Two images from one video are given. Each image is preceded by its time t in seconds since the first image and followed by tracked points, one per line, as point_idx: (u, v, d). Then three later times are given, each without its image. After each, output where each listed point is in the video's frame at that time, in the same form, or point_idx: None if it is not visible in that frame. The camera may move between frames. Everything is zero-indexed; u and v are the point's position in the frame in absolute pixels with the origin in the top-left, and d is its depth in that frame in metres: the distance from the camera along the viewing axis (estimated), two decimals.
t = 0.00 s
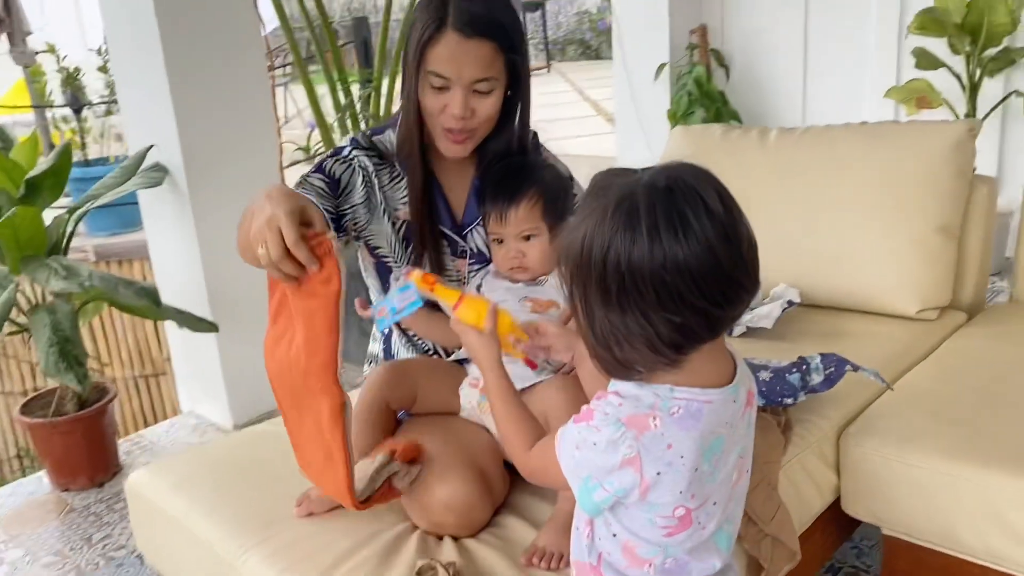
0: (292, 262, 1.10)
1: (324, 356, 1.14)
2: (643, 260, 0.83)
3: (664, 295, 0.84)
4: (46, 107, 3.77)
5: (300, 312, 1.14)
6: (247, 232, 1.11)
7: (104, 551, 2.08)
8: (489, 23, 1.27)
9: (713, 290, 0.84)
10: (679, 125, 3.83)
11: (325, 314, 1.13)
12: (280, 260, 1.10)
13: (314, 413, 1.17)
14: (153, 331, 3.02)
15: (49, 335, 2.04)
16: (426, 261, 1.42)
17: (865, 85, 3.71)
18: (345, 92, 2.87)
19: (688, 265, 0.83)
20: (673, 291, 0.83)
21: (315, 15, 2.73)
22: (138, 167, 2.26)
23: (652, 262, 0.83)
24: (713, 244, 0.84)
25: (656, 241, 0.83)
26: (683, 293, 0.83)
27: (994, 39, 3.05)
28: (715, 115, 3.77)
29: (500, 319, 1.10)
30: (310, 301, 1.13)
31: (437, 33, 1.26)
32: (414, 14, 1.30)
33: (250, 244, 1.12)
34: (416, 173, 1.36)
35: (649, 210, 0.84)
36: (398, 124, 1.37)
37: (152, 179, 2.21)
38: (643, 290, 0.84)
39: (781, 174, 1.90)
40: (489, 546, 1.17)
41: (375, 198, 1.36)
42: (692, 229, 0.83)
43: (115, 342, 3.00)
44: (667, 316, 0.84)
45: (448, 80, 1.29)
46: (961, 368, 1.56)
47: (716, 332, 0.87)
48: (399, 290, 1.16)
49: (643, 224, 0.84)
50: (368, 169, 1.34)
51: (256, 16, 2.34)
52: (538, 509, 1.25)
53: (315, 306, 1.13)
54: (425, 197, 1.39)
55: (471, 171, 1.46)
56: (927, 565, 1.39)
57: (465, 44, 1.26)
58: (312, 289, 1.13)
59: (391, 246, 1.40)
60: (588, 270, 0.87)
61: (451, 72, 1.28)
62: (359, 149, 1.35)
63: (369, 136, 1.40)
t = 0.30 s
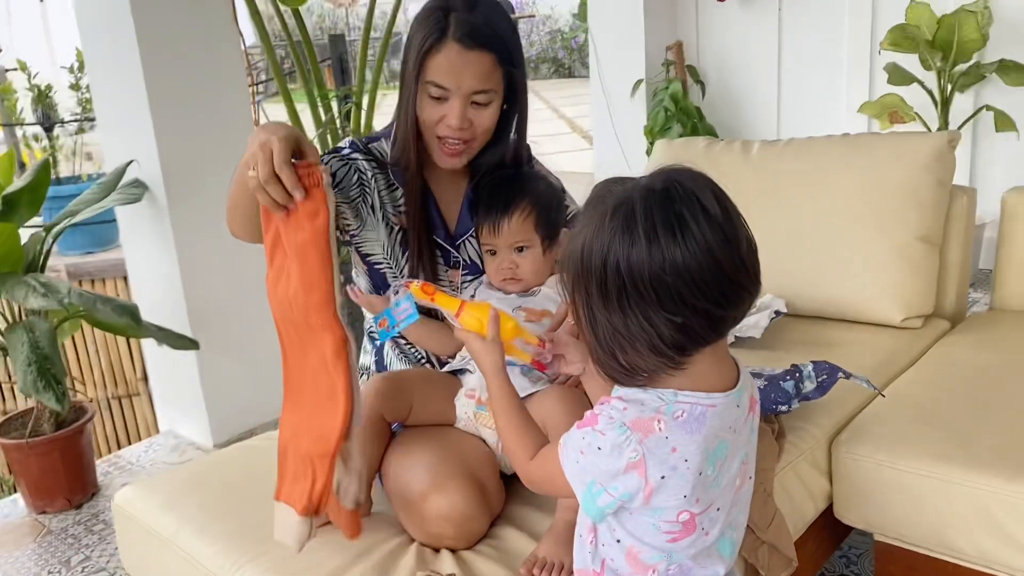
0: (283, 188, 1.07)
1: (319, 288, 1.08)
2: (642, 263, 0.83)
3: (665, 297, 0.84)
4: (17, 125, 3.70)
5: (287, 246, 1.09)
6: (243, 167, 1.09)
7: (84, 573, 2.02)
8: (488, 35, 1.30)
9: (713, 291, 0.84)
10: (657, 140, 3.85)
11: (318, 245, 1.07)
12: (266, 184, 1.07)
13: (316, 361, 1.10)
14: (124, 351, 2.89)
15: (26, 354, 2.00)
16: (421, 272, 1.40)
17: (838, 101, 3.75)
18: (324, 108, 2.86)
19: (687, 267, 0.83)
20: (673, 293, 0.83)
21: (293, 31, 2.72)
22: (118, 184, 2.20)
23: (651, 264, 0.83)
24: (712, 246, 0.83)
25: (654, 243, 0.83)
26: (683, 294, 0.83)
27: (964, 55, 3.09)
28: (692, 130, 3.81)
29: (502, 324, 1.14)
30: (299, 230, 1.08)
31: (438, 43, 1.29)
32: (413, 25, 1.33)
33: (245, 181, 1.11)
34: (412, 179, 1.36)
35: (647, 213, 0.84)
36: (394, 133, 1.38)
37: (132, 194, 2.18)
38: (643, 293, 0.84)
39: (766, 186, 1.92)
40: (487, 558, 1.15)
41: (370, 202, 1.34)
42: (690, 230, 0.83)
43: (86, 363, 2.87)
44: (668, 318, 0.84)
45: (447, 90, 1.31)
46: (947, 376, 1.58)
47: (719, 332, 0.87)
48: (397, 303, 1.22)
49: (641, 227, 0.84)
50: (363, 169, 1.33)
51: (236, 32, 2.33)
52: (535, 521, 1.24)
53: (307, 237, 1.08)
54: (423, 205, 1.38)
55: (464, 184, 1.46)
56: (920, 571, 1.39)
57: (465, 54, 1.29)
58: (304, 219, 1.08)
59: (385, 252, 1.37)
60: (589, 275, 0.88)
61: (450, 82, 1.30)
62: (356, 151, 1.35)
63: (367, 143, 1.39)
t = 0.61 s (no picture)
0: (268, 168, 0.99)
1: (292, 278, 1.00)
2: (645, 266, 0.84)
3: (668, 300, 0.84)
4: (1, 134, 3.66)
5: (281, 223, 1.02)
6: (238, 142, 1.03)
7: None
8: (483, 39, 1.32)
9: (716, 292, 0.85)
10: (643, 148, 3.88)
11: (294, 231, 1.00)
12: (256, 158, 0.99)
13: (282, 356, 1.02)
14: (112, 361, 2.86)
15: (16, 364, 1.99)
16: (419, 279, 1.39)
17: (822, 109, 3.77)
18: (314, 117, 2.86)
19: (689, 269, 0.83)
20: (677, 295, 0.84)
21: (283, 40, 2.72)
22: (107, 193, 2.18)
23: (653, 267, 0.84)
24: (712, 247, 0.84)
25: (656, 246, 0.84)
26: (687, 296, 0.84)
27: (947, 62, 3.11)
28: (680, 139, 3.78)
29: (505, 326, 1.07)
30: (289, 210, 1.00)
31: (433, 48, 1.30)
32: (407, 32, 1.34)
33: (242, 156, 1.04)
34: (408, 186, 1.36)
35: (647, 217, 0.85)
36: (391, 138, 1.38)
37: (123, 203, 2.17)
38: (646, 296, 0.85)
39: (758, 192, 1.93)
40: (488, 564, 1.15)
41: (367, 206, 1.31)
42: (691, 232, 0.84)
43: (72, 374, 2.84)
44: (673, 320, 0.85)
45: (442, 94, 1.32)
46: (941, 378, 1.60)
47: (722, 333, 0.88)
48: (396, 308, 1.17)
49: (641, 231, 0.84)
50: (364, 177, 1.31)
51: (227, 39, 2.32)
52: (534, 526, 1.24)
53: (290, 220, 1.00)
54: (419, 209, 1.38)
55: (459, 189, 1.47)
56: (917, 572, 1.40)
57: (460, 59, 1.30)
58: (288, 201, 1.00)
59: (383, 259, 1.36)
60: (591, 281, 0.88)
61: (446, 86, 1.31)
62: (356, 157, 1.33)
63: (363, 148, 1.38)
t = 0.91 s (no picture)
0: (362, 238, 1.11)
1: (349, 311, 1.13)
2: (653, 274, 0.84)
3: (676, 307, 0.84)
4: None
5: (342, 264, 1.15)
6: (307, 183, 1.13)
7: None
8: (473, 40, 1.32)
9: (723, 297, 0.85)
10: (634, 152, 3.83)
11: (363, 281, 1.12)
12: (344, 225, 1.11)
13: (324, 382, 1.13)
14: (101, 367, 2.84)
15: (6, 371, 1.96)
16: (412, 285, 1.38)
17: (813, 113, 3.78)
18: (305, 121, 2.85)
19: (696, 275, 0.84)
20: (685, 302, 0.84)
21: (273, 44, 2.71)
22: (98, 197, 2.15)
23: (661, 274, 0.84)
24: (719, 253, 0.84)
25: (664, 253, 0.83)
26: (695, 303, 0.84)
27: (936, 67, 3.13)
28: (669, 143, 3.79)
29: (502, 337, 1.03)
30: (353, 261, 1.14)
31: (424, 51, 1.29)
32: (395, 37, 1.33)
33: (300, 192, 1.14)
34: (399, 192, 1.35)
35: (653, 223, 0.85)
36: (382, 143, 1.36)
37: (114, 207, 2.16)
38: (654, 304, 0.85)
39: (751, 196, 1.93)
40: (486, 570, 1.15)
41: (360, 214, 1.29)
42: (698, 239, 0.84)
43: (61, 380, 2.81)
44: (681, 328, 0.85)
45: (435, 97, 1.31)
46: (935, 381, 1.60)
47: (729, 338, 0.88)
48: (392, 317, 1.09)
49: (649, 238, 0.84)
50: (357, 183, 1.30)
51: (217, 43, 2.30)
52: (532, 532, 1.24)
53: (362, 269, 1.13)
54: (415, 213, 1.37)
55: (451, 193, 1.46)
56: None
57: (452, 59, 1.29)
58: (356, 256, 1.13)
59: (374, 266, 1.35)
60: (597, 288, 0.88)
61: (439, 89, 1.30)
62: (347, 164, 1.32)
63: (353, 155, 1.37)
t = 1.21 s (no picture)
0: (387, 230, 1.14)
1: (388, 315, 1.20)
2: (656, 277, 0.83)
3: (679, 311, 0.83)
4: None
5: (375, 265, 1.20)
6: (321, 170, 1.15)
7: None
8: (459, 39, 1.30)
9: (725, 300, 0.85)
10: (624, 152, 3.82)
11: (404, 288, 1.18)
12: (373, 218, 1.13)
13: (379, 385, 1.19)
14: (87, 370, 2.80)
15: None
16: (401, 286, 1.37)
17: (803, 113, 3.78)
18: (293, 121, 2.83)
19: (699, 278, 0.83)
20: (688, 306, 0.83)
21: (261, 43, 2.69)
22: (83, 197, 2.12)
23: (663, 278, 0.83)
24: (721, 254, 0.83)
25: (667, 256, 0.82)
26: (697, 307, 0.83)
27: (926, 67, 3.13)
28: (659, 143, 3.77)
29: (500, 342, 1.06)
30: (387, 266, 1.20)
31: (410, 51, 1.27)
32: (381, 35, 1.31)
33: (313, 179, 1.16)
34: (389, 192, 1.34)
35: (654, 225, 0.84)
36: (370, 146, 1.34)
37: (100, 207, 2.13)
38: (656, 309, 0.84)
39: (744, 196, 1.92)
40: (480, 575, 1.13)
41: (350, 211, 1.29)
42: (700, 241, 0.83)
43: (46, 383, 2.77)
44: (683, 332, 0.84)
45: (423, 98, 1.29)
46: (929, 381, 1.60)
47: (730, 342, 0.88)
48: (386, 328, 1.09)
49: (650, 241, 0.83)
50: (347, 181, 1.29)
51: (204, 42, 2.28)
52: (526, 536, 1.22)
53: (404, 277, 1.19)
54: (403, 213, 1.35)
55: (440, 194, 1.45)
56: None
57: (440, 59, 1.27)
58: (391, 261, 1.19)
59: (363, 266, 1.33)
60: (596, 293, 0.86)
61: (426, 90, 1.28)
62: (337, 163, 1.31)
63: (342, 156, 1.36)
